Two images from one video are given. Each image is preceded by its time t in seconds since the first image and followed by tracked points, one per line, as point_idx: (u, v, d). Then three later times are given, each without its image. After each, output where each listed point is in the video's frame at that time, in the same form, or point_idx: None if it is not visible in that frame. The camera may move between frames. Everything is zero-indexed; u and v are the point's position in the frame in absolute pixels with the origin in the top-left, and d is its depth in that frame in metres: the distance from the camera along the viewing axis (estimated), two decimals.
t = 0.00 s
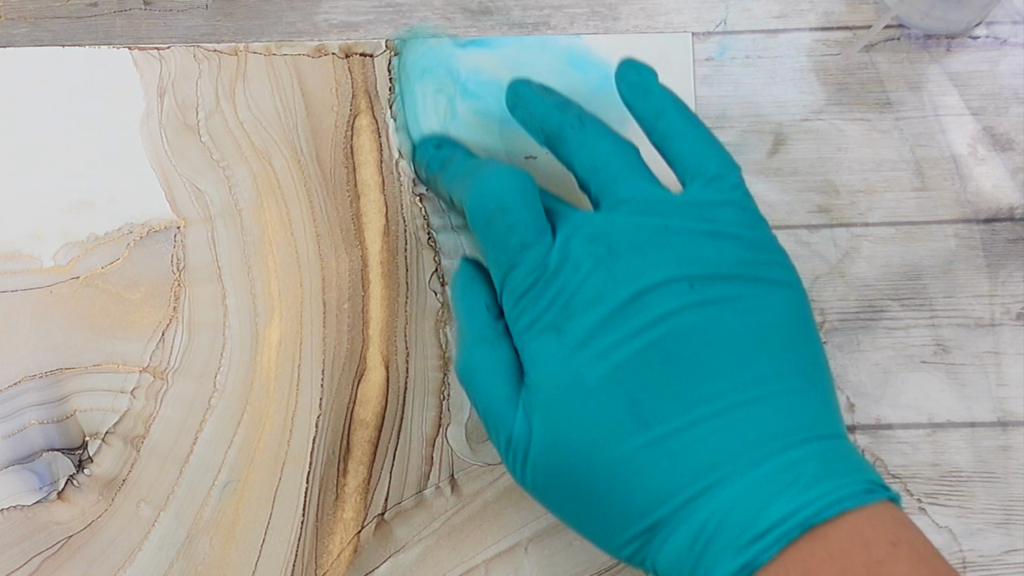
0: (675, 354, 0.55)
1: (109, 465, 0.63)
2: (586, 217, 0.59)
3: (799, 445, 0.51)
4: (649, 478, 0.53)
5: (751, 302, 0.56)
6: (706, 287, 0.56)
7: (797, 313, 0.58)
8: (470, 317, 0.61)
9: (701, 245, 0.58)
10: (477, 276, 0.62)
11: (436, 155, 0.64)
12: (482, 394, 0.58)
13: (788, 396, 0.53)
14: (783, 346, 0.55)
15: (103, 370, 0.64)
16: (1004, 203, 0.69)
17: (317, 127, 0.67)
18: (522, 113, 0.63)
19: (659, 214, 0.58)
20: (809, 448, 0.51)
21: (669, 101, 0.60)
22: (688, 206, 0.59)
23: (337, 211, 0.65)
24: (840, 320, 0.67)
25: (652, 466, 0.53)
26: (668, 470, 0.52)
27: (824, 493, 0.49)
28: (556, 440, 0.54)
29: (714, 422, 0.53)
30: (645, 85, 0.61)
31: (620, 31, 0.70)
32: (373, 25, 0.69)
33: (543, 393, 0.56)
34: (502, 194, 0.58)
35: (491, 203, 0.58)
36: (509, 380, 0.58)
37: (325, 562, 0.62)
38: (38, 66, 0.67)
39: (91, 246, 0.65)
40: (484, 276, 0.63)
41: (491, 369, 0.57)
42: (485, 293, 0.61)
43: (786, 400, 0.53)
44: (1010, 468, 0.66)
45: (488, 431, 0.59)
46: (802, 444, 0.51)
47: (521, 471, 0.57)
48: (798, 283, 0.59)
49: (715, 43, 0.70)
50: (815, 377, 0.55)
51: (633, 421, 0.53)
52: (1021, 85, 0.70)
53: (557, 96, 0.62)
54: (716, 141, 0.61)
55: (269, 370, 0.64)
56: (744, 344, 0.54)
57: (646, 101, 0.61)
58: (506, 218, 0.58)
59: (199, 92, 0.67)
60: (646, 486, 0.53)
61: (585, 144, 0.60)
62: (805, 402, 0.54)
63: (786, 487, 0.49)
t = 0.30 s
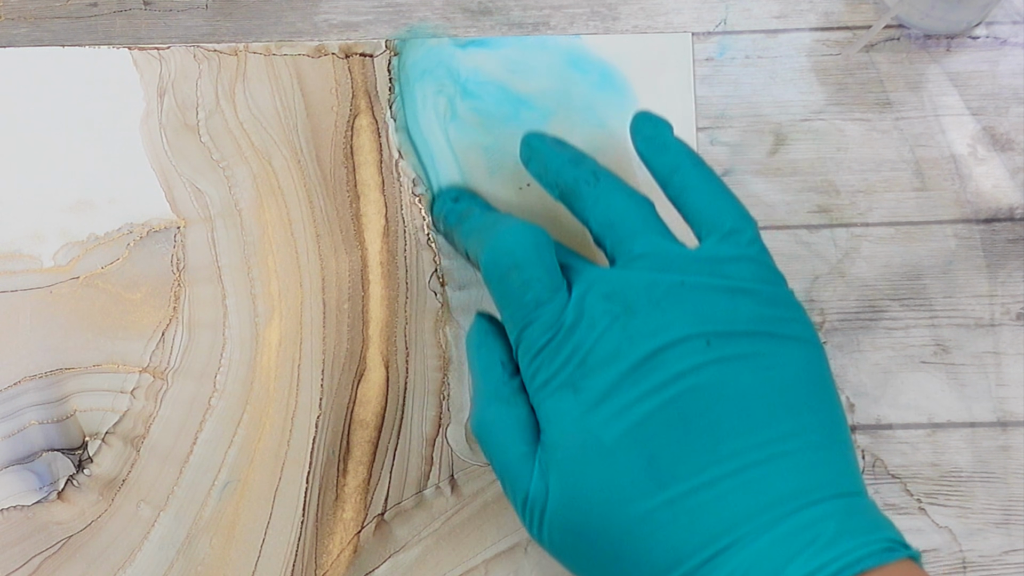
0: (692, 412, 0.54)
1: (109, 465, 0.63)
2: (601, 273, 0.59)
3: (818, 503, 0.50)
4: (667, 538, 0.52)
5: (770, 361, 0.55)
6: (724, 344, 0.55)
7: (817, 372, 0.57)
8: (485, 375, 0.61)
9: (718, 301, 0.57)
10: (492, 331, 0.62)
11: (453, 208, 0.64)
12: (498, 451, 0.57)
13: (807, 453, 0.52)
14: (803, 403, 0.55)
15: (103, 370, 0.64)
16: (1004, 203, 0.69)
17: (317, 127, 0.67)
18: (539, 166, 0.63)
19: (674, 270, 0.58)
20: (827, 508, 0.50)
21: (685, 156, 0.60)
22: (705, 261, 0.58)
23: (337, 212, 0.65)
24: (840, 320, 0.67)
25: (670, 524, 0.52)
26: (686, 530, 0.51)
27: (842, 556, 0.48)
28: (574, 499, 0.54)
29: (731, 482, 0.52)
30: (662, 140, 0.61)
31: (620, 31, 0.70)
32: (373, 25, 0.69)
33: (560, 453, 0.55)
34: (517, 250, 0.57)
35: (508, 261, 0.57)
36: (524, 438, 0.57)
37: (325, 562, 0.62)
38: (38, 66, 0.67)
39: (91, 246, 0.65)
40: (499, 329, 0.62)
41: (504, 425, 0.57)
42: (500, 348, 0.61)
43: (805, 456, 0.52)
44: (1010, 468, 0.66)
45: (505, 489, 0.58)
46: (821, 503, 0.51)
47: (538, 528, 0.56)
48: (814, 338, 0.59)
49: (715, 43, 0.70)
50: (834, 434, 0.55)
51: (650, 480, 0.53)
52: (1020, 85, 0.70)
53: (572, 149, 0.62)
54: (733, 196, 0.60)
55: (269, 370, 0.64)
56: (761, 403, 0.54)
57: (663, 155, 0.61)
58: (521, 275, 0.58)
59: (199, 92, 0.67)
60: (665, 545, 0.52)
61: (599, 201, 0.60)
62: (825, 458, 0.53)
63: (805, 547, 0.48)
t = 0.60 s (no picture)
0: (670, 339, 0.52)
1: (109, 465, 0.63)
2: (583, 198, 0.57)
3: (796, 433, 0.49)
4: (637, 465, 0.50)
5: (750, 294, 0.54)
6: (705, 273, 0.54)
7: (797, 306, 0.56)
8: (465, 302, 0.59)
9: (699, 232, 0.56)
10: (474, 261, 0.60)
11: (443, 125, 0.63)
12: (475, 377, 0.57)
13: (785, 385, 0.51)
14: (784, 336, 0.53)
15: (103, 370, 0.64)
16: (1004, 203, 0.69)
17: (317, 127, 0.67)
18: (533, 86, 0.61)
19: (656, 198, 0.56)
20: (806, 440, 0.48)
21: (677, 87, 0.59)
22: (688, 195, 0.57)
23: (337, 211, 0.65)
24: (840, 320, 0.67)
25: (641, 448, 0.50)
26: (657, 454, 0.50)
27: (815, 482, 0.45)
28: (547, 424, 0.53)
29: (707, 406, 0.50)
30: (654, 68, 0.59)
31: (619, 32, 0.70)
32: (374, 25, 0.70)
33: (535, 378, 0.54)
34: (504, 175, 0.56)
35: (493, 184, 0.56)
36: (502, 364, 0.56)
37: (325, 562, 0.62)
38: (37, 66, 0.67)
39: (91, 247, 0.65)
40: (481, 260, 0.61)
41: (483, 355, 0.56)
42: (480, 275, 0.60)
43: (782, 388, 0.51)
44: (1010, 468, 0.66)
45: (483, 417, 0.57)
46: (798, 434, 0.49)
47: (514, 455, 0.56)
48: (796, 275, 0.58)
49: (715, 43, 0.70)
50: (812, 370, 0.54)
51: (624, 405, 0.52)
52: (1020, 85, 0.70)
53: (566, 71, 0.60)
54: (721, 130, 0.59)
55: (268, 370, 0.64)
56: (739, 330, 0.52)
57: (652, 87, 0.59)
58: (505, 198, 0.56)
59: (199, 92, 0.67)
60: (635, 472, 0.50)
61: (590, 124, 0.58)
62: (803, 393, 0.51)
63: (778, 472, 0.46)
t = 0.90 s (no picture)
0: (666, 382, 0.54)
1: (109, 465, 0.63)
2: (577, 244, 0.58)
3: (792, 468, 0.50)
4: (640, 507, 0.51)
5: (743, 334, 0.55)
6: (697, 315, 0.56)
7: (790, 342, 0.57)
8: (463, 351, 0.59)
9: (692, 275, 0.57)
10: (469, 306, 0.61)
11: (433, 174, 0.63)
12: (473, 425, 0.57)
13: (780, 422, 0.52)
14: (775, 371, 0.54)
15: (103, 370, 0.64)
16: (1004, 203, 0.69)
17: (317, 127, 0.67)
18: (516, 132, 0.62)
19: (649, 241, 0.57)
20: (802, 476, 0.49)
21: (662, 129, 0.59)
22: (681, 235, 0.58)
23: (337, 212, 0.65)
24: (840, 320, 0.67)
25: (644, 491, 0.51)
26: (660, 497, 0.51)
27: (815, 519, 0.46)
28: (548, 467, 0.54)
29: (705, 448, 0.51)
30: (639, 111, 0.60)
31: (620, 31, 0.70)
32: (373, 25, 0.70)
33: (535, 423, 0.55)
34: (492, 222, 0.57)
35: (483, 232, 0.57)
36: (502, 413, 0.57)
37: (325, 562, 0.62)
38: (38, 66, 0.67)
39: (91, 246, 0.65)
40: (477, 305, 0.62)
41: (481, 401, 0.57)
42: (476, 321, 0.60)
43: (778, 423, 0.52)
44: (1010, 468, 0.66)
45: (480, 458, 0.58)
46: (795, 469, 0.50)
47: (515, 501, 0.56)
48: (788, 309, 0.59)
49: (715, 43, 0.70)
50: (808, 405, 0.54)
51: (624, 449, 0.53)
52: (1020, 85, 0.70)
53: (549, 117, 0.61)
54: (707, 167, 0.60)
55: (268, 370, 0.64)
56: (732, 372, 0.54)
57: (637, 127, 0.60)
58: (498, 248, 0.57)
59: (199, 92, 0.67)
60: (639, 514, 0.51)
61: (577, 169, 0.58)
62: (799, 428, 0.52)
63: (777, 510, 0.47)
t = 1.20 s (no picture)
0: (698, 461, 0.53)
1: (109, 465, 0.63)
2: (605, 320, 0.58)
3: (822, 555, 0.50)
4: None
5: (774, 410, 0.55)
6: (728, 393, 0.55)
7: (822, 418, 0.56)
8: (489, 422, 0.60)
9: (721, 352, 0.56)
10: (495, 380, 0.61)
11: (458, 243, 0.63)
12: (501, 500, 0.57)
13: (810, 502, 0.52)
14: (807, 449, 0.54)
15: (103, 370, 0.63)
16: (1004, 203, 0.69)
17: (317, 127, 0.67)
18: (543, 203, 0.62)
19: (680, 318, 0.57)
20: (830, 560, 0.50)
21: (691, 203, 0.59)
22: (709, 310, 0.57)
23: (337, 212, 0.65)
24: (840, 320, 0.67)
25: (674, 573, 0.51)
26: None
27: None
28: (578, 546, 0.54)
29: (736, 531, 0.51)
30: (668, 186, 0.60)
31: (620, 31, 0.70)
32: (373, 25, 0.69)
33: (565, 501, 0.55)
34: (522, 300, 0.57)
35: (513, 308, 0.57)
36: (530, 488, 0.57)
37: (325, 562, 0.62)
38: (38, 67, 0.67)
39: (91, 246, 0.65)
40: (503, 378, 0.62)
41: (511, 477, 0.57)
42: (503, 396, 0.60)
43: (809, 506, 0.52)
44: (1010, 468, 0.66)
45: (507, 532, 0.58)
46: (823, 555, 0.50)
47: None
48: (818, 387, 0.58)
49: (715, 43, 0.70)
50: (839, 482, 0.54)
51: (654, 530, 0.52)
52: (1021, 85, 0.70)
53: (578, 189, 0.62)
54: (739, 244, 0.60)
55: (268, 370, 0.64)
56: (763, 450, 0.53)
57: (668, 201, 0.60)
58: (527, 323, 0.57)
59: (199, 92, 0.67)
60: None
61: (607, 245, 0.59)
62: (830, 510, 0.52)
63: None
